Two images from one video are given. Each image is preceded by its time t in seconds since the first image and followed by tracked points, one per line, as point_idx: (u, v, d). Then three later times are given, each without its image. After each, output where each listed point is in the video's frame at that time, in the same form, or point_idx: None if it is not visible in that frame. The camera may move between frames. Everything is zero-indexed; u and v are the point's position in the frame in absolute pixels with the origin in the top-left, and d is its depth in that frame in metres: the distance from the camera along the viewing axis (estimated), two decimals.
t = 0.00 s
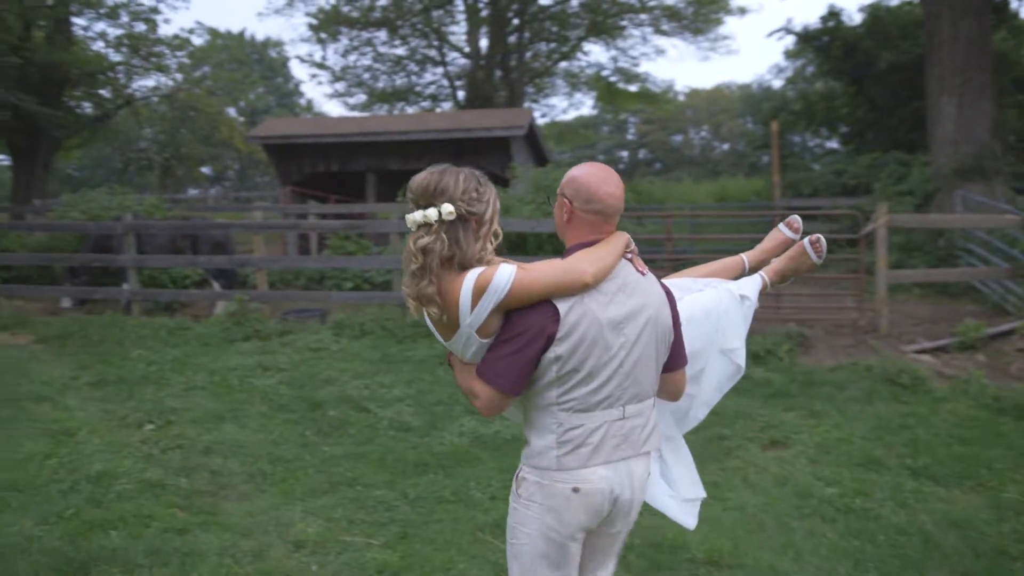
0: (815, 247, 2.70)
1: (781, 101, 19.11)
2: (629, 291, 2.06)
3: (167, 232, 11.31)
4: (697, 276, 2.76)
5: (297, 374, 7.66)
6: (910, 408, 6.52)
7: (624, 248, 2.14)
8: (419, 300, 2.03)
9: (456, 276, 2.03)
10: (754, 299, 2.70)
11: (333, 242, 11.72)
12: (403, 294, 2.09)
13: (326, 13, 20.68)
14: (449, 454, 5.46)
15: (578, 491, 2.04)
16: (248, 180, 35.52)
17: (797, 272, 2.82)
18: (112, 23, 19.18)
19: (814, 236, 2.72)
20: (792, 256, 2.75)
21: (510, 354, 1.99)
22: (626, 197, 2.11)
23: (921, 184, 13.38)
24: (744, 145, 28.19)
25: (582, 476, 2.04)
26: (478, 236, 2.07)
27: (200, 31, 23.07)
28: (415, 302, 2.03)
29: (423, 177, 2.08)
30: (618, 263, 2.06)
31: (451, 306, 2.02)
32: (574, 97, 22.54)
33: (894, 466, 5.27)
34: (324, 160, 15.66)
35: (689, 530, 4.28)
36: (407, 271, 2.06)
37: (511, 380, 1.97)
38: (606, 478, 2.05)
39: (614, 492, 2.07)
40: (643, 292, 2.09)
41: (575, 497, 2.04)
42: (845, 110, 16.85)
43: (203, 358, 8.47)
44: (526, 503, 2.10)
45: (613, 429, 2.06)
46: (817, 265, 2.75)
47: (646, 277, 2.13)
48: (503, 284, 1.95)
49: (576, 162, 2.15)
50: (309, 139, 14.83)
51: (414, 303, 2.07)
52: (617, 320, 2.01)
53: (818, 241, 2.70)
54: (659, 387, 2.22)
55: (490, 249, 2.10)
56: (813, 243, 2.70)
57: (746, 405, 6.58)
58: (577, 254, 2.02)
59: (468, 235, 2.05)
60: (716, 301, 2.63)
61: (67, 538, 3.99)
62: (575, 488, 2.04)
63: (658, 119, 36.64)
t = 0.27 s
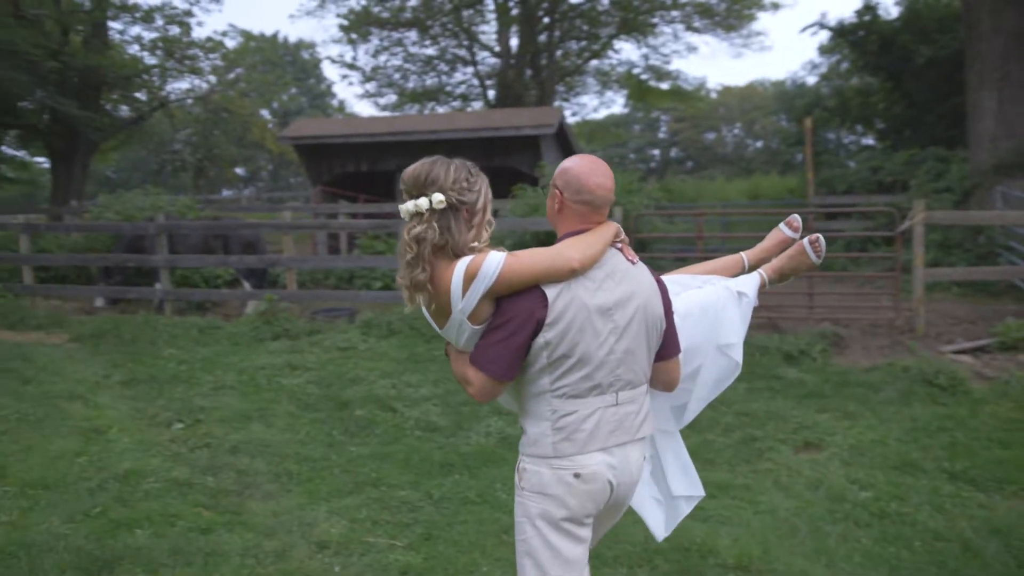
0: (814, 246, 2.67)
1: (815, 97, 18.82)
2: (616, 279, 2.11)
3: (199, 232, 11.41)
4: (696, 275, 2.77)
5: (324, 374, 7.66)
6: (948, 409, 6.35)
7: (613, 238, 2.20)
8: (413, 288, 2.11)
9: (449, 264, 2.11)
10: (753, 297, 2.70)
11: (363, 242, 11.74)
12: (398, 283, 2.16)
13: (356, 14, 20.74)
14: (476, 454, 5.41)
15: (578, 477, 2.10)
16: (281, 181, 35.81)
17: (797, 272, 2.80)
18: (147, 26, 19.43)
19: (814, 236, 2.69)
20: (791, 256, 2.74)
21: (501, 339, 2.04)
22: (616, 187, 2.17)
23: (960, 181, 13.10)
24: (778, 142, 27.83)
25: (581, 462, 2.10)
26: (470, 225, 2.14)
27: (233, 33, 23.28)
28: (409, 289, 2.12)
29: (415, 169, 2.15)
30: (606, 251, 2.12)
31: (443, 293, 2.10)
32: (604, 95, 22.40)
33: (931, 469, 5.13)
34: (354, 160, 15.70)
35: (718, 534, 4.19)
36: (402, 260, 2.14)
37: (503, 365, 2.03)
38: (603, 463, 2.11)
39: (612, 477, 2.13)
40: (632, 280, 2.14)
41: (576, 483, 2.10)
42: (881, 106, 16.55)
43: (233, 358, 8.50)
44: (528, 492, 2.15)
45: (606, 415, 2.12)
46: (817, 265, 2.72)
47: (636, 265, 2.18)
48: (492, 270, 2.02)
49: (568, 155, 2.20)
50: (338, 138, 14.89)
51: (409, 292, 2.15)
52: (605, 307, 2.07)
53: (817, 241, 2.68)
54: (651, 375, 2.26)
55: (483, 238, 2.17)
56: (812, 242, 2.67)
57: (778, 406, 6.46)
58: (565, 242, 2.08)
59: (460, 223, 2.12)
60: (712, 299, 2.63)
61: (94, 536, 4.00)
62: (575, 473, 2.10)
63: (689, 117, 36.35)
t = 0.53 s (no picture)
0: (806, 249, 2.70)
1: (847, 93, 18.52)
2: (605, 281, 2.13)
3: (227, 232, 11.46)
4: (691, 279, 2.82)
5: (349, 374, 7.64)
6: (985, 411, 6.17)
7: (604, 240, 2.23)
8: (406, 285, 2.13)
9: (442, 262, 2.14)
10: (747, 300, 2.72)
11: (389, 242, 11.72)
12: (394, 280, 2.19)
13: (384, 14, 20.78)
14: (499, 455, 5.35)
15: (568, 475, 2.12)
16: (311, 182, 35.99)
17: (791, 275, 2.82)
18: (177, 29, 19.60)
19: (805, 239, 2.72)
20: (783, 259, 2.78)
21: (491, 338, 2.07)
22: (605, 191, 2.21)
23: (997, 176, 12.78)
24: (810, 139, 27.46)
25: (571, 461, 2.13)
26: (461, 224, 2.18)
27: (262, 36, 23.41)
28: (405, 286, 2.14)
29: (407, 170, 2.19)
30: (595, 255, 2.14)
31: (436, 291, 2.13)
32: (632, 93, 22.23)
33: (966, 473, 4.98)
34: (381, 160, 15.72)
35: (744, 538, 4.08)
36: (395, 257, 2.17)
37: (492, 364, 2.06)
38: (594, 461, 2.14)
39: (602, 475, 2.16)
40: (621, 283, 2.16)
41: (566, 481, 2.13)
42: (915, 101, 16.23)
43: (258, 357, 8.52)
44: (520, 490, 2.18)
45: (596, 415, 2.14)
46: (811, 268, 2.75)
47: (624, 269, 2.21)
48: (482, 271, 2.04)
49: (559, 160, 2.26)
50: (365, 138, 14.91)
51: (402, 290, 2.18)
52: (594, 309, 2.09)
53: (809, 243, 2.71)
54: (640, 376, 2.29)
55: (473, 237, 2.21)
56: (805, 245, 2.70)
57: (807, 407, 6.32)
58: (554, 245, 2.10)
59: (451, 222, 2.15)
60: (705, 302, 2.68)
61: (114, 536, 3.98)
62: (565, 472, 2.12)
63: (719, 114, 35.97)
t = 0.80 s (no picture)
0: (797, 265, 2.61)
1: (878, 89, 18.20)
2: (589, 288, 2.16)
3: (252, 233, 11.51)
4: (683, 289, 2.79)
5: (370, 374, 7.60)
6: (1022, 414, 5.98)
7: (589, 247, 2.25)
8: (398, 292, 2.19)
9: (435, 270, 2.20)
10: (737, 310, 2.65)
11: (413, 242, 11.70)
12: (387, 286, 2.24)
13: (410, 15, 20.82)
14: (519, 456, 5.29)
15: (552, 475, 2.16)
16: (338, 182, 36.18)
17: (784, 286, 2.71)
18: (206, 32, 19.74)
19: (797, 254, 2.63)
20: (774, 272, 2.68)
21: (478, 342, 2.12)
22: (592, 199, 2.24)
23: None
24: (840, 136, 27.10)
25: (555, 462, 2.16)
26: (454, 232, 2.23)
27: (290, 38, 23.54)
28: (397, 292, 2.19)
29: (402, 178, 2.23)
30: (579, 263, 2.17)
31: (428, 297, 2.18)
32: (659, 92, 22.06)
33: (1001, 478, 4.82)
34: (406, 160, 15.72)
35: (768, 543, 3.98)
36: (390, 263, 2.22)
37: (478, 368, 2.10)
38: (577, 462, 2.17)
39: (585, 476, 2.19)
40: (605, 290, 2.19)
41: (550, 481, 2.16)
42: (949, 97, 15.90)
43: (281, 357, 8.52)
44: (506, 491, 2.21)
45: (579, 418, 2.18)
46: (802, 282, 2.63)
47: (609, 276, 2.23)
48: (470, 279, 2.08)
49: (550, 168, 2.28)
50: (389, 138, 14.92)
51: (395, 295, 2.24)
52: (578, 315, 2.12)
53: (800, 258, 2.61)
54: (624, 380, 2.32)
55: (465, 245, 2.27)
56: (795, 261, 2.61)
57: (836, 409, 6.18)
58: (540, 253, 2.13)
59: (445, 230, 2.20)
60: (695, 311, 2.63)
61: (130, 536, 3.96)
62: (550, 472, 2.16)
63: (748, 113, 35.62)
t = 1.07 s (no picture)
0: (781, 265, 2.66)
1: (909, 85, 17.89)
2: (574, 278, 2.23)
3: (276, 233, 11.54)
4: (671, 288, 2.87)
5: (391, 373, 7.57)
6: None
7: (575, 240, 2.31)
8: (398, 288, 2.26)
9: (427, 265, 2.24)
10: (721, 309, 2.76)
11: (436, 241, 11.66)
12: (385, 281, 2.30)
13: (435, 16, 20.80)
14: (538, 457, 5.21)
15: (538, 464, 2.20)
16: (365, 183, 36.35)
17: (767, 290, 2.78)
18: (233, 34, 19.87)
19: (780, 254, 2.68)
20: (757, 274, 2.75)
21: (465, 331, 2.17)
22: (578, 192, 2.30)
23: None
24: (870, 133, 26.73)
25: (541, 449, 2.21)
26: (446, 228, 2.28)
27: (317, 40, 23.65)
28: (396, 288, 2.26)
29: (397, 176, 2.27)
30: (564, 254, 2.23)
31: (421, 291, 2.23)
32: (685, 90, 21.88)
33: None
34: (430, 160, 15.71)
35: (791, 548, 3.87)
36: (387, 260, 2.27)
37: (465, 356, 2.16)
38: (562, 450, 2.23)
39: (569, 464, 2.24)
40: (589, 281, 2.25)
41: (536, 469, 2.20)
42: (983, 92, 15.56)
43: (303, 357, 8.52)
44: (490, 479, 2.25)
45: (565, 405, 2.23)
46: (785, 283, 2.71)
47: (593, 267, 2.29)
48: (456, 270, 2.13)
49: (538, 164, 2.34)
50: (413, 138, 14.91)
51: (391, 289, 2.29)
52: (563, 304, 2.18)
53: (783, 258, 2.68)
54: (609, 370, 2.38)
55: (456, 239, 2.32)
56: (780, 261, 2.66)
57: (864, 410, 6.03)
58: (525, 244, 2.19)
59: (438, 226, 2.26)
60: (680, 309, 2.72)
61: (145, 535, 3.95)
62: (535, 461, 2.20)
63: (777, 111, 35.28)
